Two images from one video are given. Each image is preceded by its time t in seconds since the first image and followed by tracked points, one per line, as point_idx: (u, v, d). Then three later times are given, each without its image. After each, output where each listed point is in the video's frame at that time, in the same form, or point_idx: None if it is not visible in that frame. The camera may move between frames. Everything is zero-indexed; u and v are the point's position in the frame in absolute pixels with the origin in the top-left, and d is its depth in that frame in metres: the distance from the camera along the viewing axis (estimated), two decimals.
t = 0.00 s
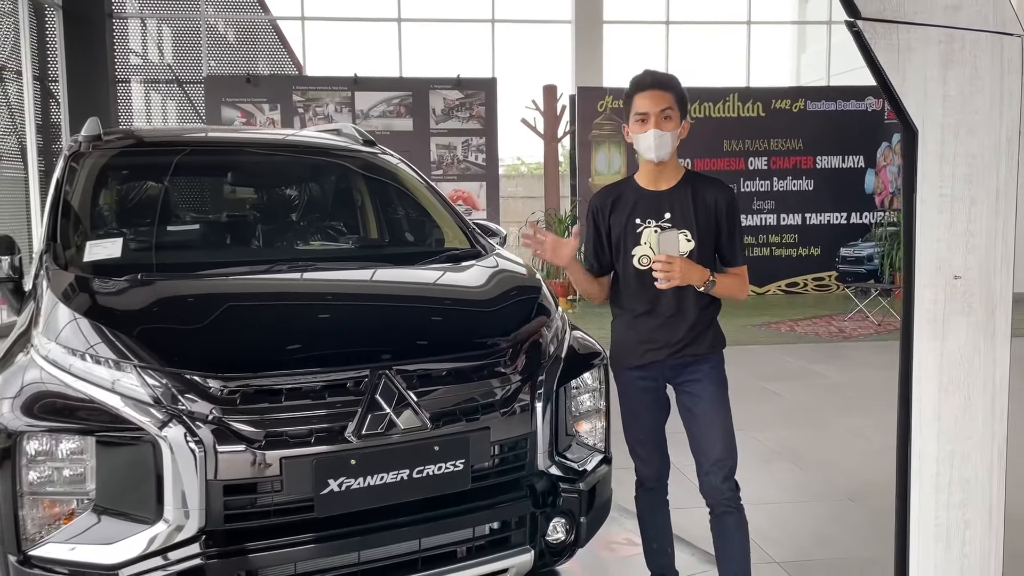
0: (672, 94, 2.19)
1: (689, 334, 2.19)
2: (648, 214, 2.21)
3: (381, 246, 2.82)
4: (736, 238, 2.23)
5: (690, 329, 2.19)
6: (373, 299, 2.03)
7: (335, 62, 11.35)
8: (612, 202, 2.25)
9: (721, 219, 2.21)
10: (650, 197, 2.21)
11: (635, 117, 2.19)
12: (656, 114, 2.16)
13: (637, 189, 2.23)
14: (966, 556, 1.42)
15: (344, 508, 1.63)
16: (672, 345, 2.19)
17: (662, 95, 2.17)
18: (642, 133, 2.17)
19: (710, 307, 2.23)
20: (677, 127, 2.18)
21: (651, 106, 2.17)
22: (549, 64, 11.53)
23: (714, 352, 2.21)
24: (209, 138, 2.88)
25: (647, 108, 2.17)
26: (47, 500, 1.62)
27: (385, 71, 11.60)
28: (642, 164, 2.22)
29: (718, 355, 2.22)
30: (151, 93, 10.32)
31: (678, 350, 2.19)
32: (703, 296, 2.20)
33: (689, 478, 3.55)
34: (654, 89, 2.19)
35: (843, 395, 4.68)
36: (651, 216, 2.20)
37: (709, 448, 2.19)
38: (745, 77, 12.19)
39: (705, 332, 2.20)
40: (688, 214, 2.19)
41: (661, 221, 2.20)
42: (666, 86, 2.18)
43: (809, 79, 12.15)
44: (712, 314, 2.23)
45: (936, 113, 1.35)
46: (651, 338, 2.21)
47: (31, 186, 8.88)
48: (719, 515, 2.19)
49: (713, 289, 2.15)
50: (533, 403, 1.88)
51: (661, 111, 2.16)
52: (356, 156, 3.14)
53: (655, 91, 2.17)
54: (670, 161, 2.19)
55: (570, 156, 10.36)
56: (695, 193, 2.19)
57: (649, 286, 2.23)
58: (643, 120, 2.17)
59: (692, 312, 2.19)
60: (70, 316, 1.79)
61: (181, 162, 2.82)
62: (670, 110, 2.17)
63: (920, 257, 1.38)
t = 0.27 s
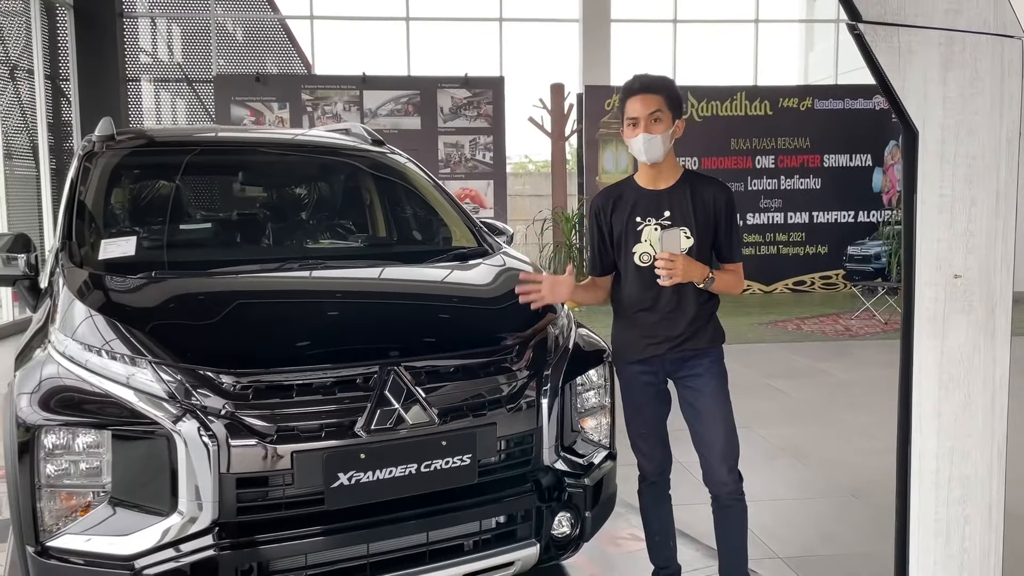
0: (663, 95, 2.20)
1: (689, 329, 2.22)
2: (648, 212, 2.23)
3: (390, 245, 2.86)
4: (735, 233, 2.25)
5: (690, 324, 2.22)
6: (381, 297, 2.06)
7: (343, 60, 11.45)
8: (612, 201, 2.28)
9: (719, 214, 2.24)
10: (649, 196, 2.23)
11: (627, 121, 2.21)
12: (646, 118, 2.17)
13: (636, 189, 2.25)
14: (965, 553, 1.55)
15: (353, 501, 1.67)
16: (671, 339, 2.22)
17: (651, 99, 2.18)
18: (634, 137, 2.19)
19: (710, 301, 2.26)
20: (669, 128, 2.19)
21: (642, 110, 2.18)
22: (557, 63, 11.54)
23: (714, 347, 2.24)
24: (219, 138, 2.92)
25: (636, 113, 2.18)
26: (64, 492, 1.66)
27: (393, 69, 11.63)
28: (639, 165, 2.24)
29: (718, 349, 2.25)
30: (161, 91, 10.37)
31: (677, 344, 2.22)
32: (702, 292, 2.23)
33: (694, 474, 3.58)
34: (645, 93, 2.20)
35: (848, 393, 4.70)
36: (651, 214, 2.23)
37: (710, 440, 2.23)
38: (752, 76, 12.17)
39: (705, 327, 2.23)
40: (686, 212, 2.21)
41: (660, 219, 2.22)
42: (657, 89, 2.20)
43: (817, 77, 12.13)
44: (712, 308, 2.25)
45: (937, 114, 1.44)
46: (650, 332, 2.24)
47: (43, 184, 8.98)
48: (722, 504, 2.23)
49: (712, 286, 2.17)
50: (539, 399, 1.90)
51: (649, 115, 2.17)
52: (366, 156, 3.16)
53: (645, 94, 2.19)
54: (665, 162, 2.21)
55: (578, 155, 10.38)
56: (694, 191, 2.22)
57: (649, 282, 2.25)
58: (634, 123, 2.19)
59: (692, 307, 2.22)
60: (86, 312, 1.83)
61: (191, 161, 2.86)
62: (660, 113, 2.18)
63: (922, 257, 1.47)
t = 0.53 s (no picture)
0: (665, 96, 2.21)
1: (696, 325, 2.23)
2: (653, 211, 2.26)
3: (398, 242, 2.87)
4: (741, 230, 2.25)
5: (697, 321, 2.23)
6: (389, 294, 2.08)
7: (353, 60, 11.40)
8: (619, 201, 2.31)
9: (725, 212, 2.24)
10: (655, 195, 2.26)
11: (629, 124, 2.23)
12: (646, 121, 2.19)
13: (643, 189, 2.28)
14: (966, 548, 1.36)
15: (361, 495, 1.69)
16: (679, 337, 2.24)
17: (652, 101, 2.19)
18: (636, 139, 2.22)
19: (717, 298, 2.27)
20: (671, 128, 2.20)
21: (643, 112, 2.20)
22: (566, 61, 11.55)
23: (720, 345, 2.25)
24: (230, 135, 2.95)
25: (637, 116, 2.20)
26: (77, 485, 1.69)
27: (403, 68, 11.66)
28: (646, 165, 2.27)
29: (722, 349, 2.26)
30: (173, 90, 10.47)
31: (685, 342, 2.23)
32: (708, 290, 2.24)
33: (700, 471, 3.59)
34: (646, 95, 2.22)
35: (856, 392, 4.69)
36: (656, 212, 2.25)
37: (715, 435, 2.24)
38: (762, 74, 12.14)
39: (711, 323, 2.25)
40: (692, 210, 2.23)
41: (666, 217, 2.24)
42: (658, 90, 2.21)
43: (827, 75, 12.09)
44: (719, 305, 2.27)
45: (937, 114, 1.28)
46: (658, 329, 2.26)
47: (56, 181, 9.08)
48: (720, 493, 2.26)
49: (715, 282, 2.18)
50: (544, 396, 1.92)
51: (650, 117, 2.19)
52: (375, 154, 3.17)
53: (645, 96, 2.20)
54: (670, 162, 2.23)
55: (586, 153, 10.38)
56: (699, 189, 2.23)
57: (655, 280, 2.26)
58: (636, 126, 2.21)
59: (698, 303, 2.24)
60: (98, 308, 1.86)
61: (201, 160, 2.89)
62: (661, 114, 2.19)
63: (922, 252, 1.31)
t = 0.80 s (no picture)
0: (688, 96, 2.21)
1: (706, 322, 2.25)
2: (668, 208, 2.26)
3: (404, 240, 2.89)
4: (753, 231, 2.26)
5: (706, 318, 2.25)
6: (394, 291, 2.10)
7: (363, 57, 11.42)
8: (633, 198, 2.31)
9: (739, 212, 2.26)
10: (670, 192, 2.26)
11: (651, 122, 2.23)
12: (670, 120, 2.19)
13: (658, 186, 2.28)
14: (966, 542, 1.60)
15: (363, 489, 1.71)
16: (689, 334, 2.25)
17: (676, 101, 2.20)
18: (657, 137, 2.22)
19: (728, 297, 2.28)
20: (692, 129, 2.20)
21: (666, 111, 2.20)
22: (576, 59, 11.54)
23: (729, 343, 2.28)
24: (241, 133, 2.98)
25: (661, 114, 2.20)
26: (85, 477, 1.71)
27: (412, 66, 11.68)
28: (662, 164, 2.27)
29: (730, 348, 2.28)
30: (184, 87, 10.55)
31: (696, 338, 2.25)
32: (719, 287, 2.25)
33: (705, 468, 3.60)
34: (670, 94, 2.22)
35: (864, 390, 4.69)
36: (672, 209, 2.26)
37: (716, 432, 2.27)
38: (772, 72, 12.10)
39: (721, 321, 2.26)
40: (706, 208, 2.25)
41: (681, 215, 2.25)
42: (682, 89, 2.21)
43: (838, 74, 12.03)
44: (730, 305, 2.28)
45: (939, 115, 1.47)
46: (670, 324, 2.27)
47: (68, 178, 9.19)
48: (710, 481, 2.32)
49: (723, 278, 2.18)
50: (546, 392, 1.93)
51: (674, 116, 2.18)
52: (383, 152, 3.21)
53: (669, 95, 2.20)
54: (687, 161, 2.24)
55: (596, 151, 10.39)
56: (714, 188, 2.25)
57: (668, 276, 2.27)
58: (658, 125, 2.21)
59: (709, 301, 2.25)
60: (107, 303, 1.88)
61: (211, 158, 2.92)
62: (684, 114, 2.19)
63: (926, 254, 1.51)
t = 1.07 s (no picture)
0: (709, 96, 2.23)
1: (715, 319, 2.28)
2: (682, 206, 2.27)
3: (409, 238, 2.91)
4: (763, 232, 2.30)
5: (716, 315, 2.28)
6: (400, 288, 2.12)
7: (373, 55, 11.48)
8: (647, 193, 2.30)
9: (751, 213, 2.29)
10: (685, 190, 2.27)
11: (672, 118, 2.24)
12: (691, 118, 2.21)
13: (672, 183, 2.29)
14: (962, 539, 1.61)
15: (366, 481, 1.74)
16: (698, 331, 2.27)
17: (698, 99, 2.21)
18: (677, 133, 2.23)
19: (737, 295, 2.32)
20: (712, 128, 2.23)
21: (688, 108, 2.22)
22: (586, 58, 11.55)
23: (735, 340, 2.30)
24: (251, 132, 3.02)
25: (683, 111, 2.22)
26: (93, 469, 1.75)
27: (423, 64, 11.72)
28: (678, 160, 2.29)
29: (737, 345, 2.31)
30: (196, 85, 10.61)
31: (706, 335, 2.27)
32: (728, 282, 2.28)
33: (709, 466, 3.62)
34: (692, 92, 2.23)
35: (870, 389, 4.70)
36: (685, 207, 2.27)
37: (718, 427, 2.31)
38: (783, 71, 12.06)
39: (729, 319, 2.29)
40: (720, 207, 2.26)
41: (695, 213, 2.26)
42: (703, 88, 2.22)
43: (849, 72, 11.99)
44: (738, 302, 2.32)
45: (937, 114, 1.48)
46: (680, 321, 2.28)
47: (81, 175, 9.29)
48: (709, 473, 2.34)
49: (738, 278, 2.22)
50: (546, 387, 1.96)
51: (696, 114, 2.21)
52: (389, 150, 3.22)
53: (692, 93, 2.22)
54: (704, 160, 2.26)
55: (605, 150, 10.39)
56: (728, 188, 2.27)
57: (681, 273, 2.29)
58: (679, 121, 2.22)
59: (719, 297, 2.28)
60: (116, 299, 1.92)
61: (221, 155, 2.95)
62: (705, 114, 2.21)
63: (924, 252, 1.52)
